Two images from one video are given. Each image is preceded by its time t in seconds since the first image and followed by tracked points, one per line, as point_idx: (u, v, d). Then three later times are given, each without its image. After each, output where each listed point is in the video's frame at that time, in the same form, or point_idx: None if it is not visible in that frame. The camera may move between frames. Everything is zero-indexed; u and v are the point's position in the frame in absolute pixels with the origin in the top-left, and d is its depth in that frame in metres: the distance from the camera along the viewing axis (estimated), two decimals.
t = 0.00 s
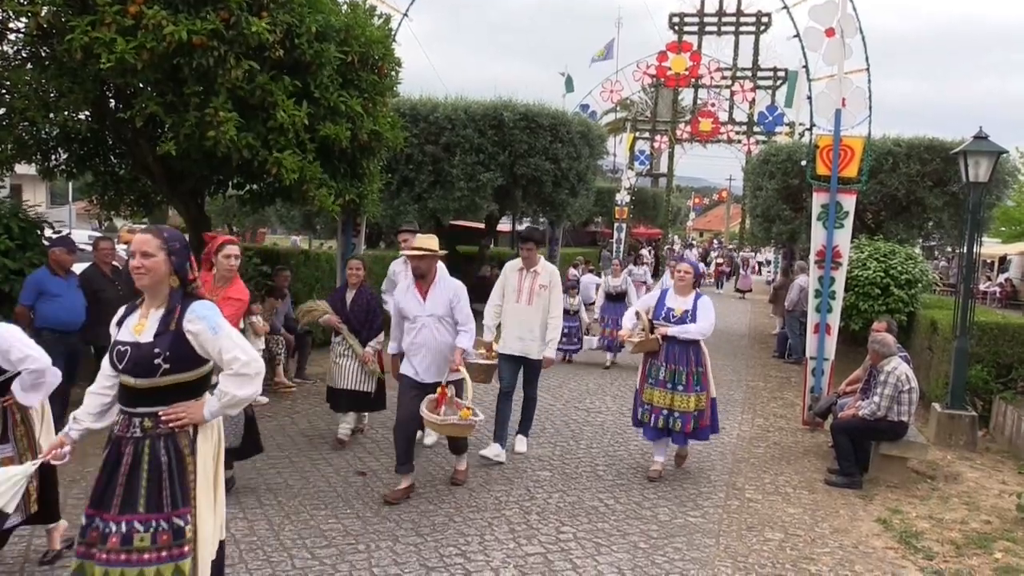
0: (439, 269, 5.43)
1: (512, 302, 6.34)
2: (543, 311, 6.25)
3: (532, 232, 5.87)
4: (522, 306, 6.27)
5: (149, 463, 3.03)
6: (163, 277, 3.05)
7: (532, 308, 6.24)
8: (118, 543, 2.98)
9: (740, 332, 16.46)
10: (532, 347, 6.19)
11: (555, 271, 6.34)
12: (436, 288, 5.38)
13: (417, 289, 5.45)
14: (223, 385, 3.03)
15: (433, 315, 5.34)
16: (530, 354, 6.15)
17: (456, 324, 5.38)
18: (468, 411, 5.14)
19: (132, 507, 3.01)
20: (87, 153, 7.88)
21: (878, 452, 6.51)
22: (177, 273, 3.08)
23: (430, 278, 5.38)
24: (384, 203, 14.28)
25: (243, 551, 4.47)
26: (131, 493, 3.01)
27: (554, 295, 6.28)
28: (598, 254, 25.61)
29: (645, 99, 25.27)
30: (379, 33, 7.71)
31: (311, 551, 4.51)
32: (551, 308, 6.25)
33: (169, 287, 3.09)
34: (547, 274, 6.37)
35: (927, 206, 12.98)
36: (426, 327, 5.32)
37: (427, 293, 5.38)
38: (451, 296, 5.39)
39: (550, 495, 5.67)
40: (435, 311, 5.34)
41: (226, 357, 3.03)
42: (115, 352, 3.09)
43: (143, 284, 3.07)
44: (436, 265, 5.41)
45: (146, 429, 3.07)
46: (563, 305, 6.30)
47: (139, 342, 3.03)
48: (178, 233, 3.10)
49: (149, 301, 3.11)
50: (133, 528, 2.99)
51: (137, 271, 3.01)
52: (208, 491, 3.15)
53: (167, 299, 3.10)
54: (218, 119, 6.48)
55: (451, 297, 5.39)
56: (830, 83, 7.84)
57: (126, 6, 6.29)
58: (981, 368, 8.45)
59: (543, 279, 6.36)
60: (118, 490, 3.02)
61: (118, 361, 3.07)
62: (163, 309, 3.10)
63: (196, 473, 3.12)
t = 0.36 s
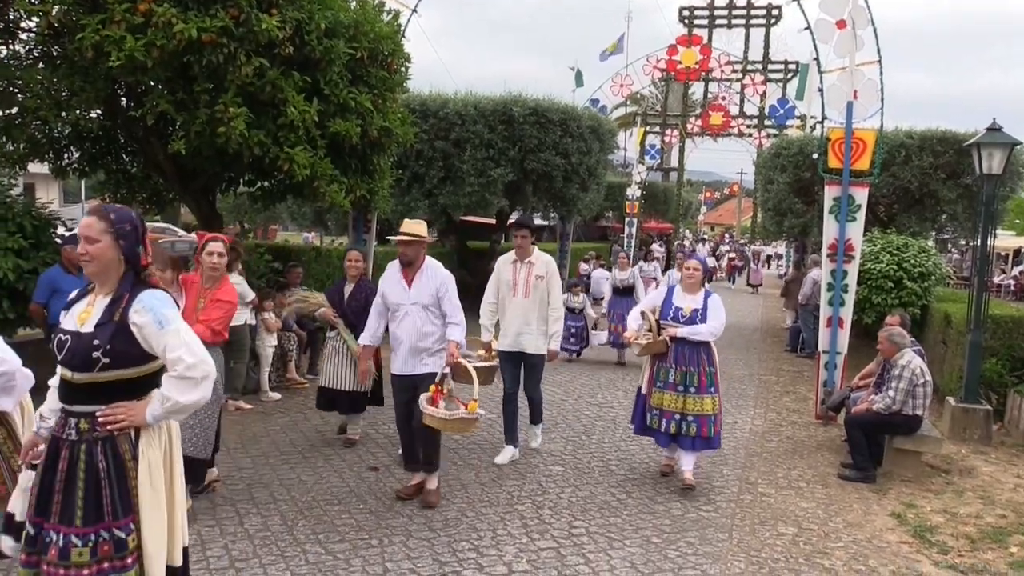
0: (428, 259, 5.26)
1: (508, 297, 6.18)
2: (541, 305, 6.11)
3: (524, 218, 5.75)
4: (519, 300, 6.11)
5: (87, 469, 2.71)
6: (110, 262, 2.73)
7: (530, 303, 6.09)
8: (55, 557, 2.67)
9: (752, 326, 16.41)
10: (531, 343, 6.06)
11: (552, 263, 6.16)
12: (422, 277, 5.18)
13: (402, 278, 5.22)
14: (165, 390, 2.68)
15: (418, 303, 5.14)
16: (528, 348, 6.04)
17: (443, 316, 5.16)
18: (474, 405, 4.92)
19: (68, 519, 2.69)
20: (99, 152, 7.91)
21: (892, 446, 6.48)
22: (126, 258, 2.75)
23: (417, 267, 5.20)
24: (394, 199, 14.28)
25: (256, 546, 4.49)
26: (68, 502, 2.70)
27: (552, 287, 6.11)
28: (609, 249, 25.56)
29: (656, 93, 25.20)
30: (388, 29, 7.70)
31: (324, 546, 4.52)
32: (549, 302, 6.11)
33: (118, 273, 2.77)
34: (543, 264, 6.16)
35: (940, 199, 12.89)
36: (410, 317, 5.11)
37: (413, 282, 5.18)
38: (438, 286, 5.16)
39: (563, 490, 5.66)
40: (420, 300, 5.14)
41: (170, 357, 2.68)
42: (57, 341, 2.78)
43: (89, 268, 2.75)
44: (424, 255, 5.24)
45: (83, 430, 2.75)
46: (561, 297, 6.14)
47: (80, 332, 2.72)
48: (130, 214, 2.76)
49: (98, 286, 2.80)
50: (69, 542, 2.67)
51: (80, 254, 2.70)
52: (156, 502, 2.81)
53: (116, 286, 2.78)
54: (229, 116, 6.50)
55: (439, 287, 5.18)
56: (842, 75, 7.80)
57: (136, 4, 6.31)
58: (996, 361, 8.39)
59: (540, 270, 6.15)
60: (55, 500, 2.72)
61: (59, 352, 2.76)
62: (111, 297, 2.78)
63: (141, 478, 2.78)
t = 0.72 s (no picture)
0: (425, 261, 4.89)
1: (509, 294, 5.86)
2: (542, 303, 5.79)
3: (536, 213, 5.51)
4: (520, 297, 5.79)
5: (51, 479, 2.73)
6: (50, 271, 2.68)
7: (532, 301, 5.77)
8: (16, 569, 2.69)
9: (766, 320, 16.34)
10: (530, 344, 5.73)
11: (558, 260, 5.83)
12: (418, 281, 4.82)
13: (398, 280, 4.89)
14: (124, 396, 2.64)
15: (410, 308, 4.78)
16: (526, 349, 5.72)
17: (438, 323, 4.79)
18: (467, 424, 4.51)
19: (30, 532, 2.71)
20: (114, 149, 7.96)
21: (908, 440, 6.45)
22: (67, 264, 2.70)
23: (412, 269, 4.83)
24: (407, 194, 14.28)
25: (271, 540, 4.52)
26: (30, 514, 2.72)
27: (557, 285, 5.80)
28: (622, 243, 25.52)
29: (669, 87, 25.09)
30: (401, 25, 7.70)
31: (339, 540, 4.55)
32: (553, 302, 5.80)
33: (65, 281, 2.72)
34: (548, 262, 5.84)
35: (957, 191, 12.79)
36: (403, 321, 4.77)
37: (407, 285, 4.83)
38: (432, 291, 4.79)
39: (577, 484, 5.67)
40: (413, 304, 4.78)
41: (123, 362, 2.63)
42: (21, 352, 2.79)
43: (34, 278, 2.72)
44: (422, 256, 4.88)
45: (48, 438, 2.75)
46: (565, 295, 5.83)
47: (37, 340, 2.72)
48: (58, 216, 2.67)
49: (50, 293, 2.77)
50: (30, 556, 2.69)
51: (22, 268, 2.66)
52: (123, 519, 2.81)
53: (65, 291, 2.74)
54: (243, 112, 6.54)
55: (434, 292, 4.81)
56: (856, 67, 7.75)
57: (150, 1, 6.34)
58: (1013, 355, 8.33)
59: (544, 269, 5.84)
60: (16, 511, 2.74)
61: (23, 363, 2.77)
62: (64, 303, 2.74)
63: (106, 490, 2.79)
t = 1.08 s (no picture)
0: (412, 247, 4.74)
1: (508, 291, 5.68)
2: (544, 301, 5.64)
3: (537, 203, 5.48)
4: (520, 294, 5.62)
5: None
6: None
7: (533, 298, 5.61)
8: None
9: (773, 314, 16.30)
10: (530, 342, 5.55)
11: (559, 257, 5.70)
12: (404, 267, 4.65)
13: (383, 266, 4.73)
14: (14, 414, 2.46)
15: (396, 296, 4.63)
16: (528, 347, 5.53)
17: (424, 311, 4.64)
18: (452, 422, 4.42)
19: None
20: (122, 143, 7.97)
21: (915, 434, 6.43)
22: None
23: (400, 255, 4.67)
24: (414, 188, 14.27)
25: (279, 533, 4.54)
26: None
27: (559, 282, 5.65)
28: (628, 237, 25.48)
29: (676, 80, 25.03)
30: (407, 18, 7.68)
31: (346, 533, 4.55)
32: (553, 298, 5.66)
33: None
34: (548, 257, 5.67)
35: (965, 184, 12.72)
36: (387, 309, 4.63)
37: (393, 271, 4.66)
38: (419, 278, 4.64)
39: (583, 478, 5.67)
40: (399, 292, 4.62)
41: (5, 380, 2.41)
42: None
43: None
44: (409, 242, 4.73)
45: None
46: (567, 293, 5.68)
47: None
48: None
49: None
50: None
51: None
52: (37, 539, 2.70)
53: None
54: (250, 106, 6.55)
55: (422, 279, 4.65)
56: (864, 60, 7.71)
57: None
58: (1022, 349, 8.29)
59: (544, 263, 5.67)
60: None
61: None
62: None
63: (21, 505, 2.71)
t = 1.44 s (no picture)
0: (372, 242, 4.50)
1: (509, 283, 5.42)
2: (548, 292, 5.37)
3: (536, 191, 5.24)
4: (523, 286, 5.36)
5: None
6: None
7: (536, 290, 5.35)
8: None
9: (782, 306, 16.26)
10: (534, 337, 5.33)
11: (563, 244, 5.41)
12: (364, 263, 4.43)
13: (343, 266, 4.50)
14: None
15: (361, 294, 4.41)
16: (532, 343, 5.31)
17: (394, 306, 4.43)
18: (434, 419, 4.37)
19: None
20: (131, 135, 7.98)
21: (924, 427, 6.41)
22: None
23: (359, 252, 4.44)
24: (422, 179, 14.25)
25: (288, 523, 4.55)
26: None
27: (563, 272, 5.37)
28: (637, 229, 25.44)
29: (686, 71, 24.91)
30: (415, 9, 7.65)
31: (355, 523, 4.57)
32: (559, 289, 5.37)
33: None
34: (552, 246, 5.38)
35: (976, 176, 12.64)
36: (353, 308, 4.41)
37: (353, 269, 4.44)
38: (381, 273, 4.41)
39: (592, 469, 5.67)
40: (363, 288, 4.40)
41: None
42: None
43: None
44: (367, 236, 4.48)
45: None
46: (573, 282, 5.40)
47: None
48: None
49: None
50: None
51: None
52: None
53: None
54: (258, 97, 6.55)
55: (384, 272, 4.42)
56: (876, 50, 7.66)
57: None
58: None
59: (547, 252, 5.38)
60: None
61: None
62: None
63: None
